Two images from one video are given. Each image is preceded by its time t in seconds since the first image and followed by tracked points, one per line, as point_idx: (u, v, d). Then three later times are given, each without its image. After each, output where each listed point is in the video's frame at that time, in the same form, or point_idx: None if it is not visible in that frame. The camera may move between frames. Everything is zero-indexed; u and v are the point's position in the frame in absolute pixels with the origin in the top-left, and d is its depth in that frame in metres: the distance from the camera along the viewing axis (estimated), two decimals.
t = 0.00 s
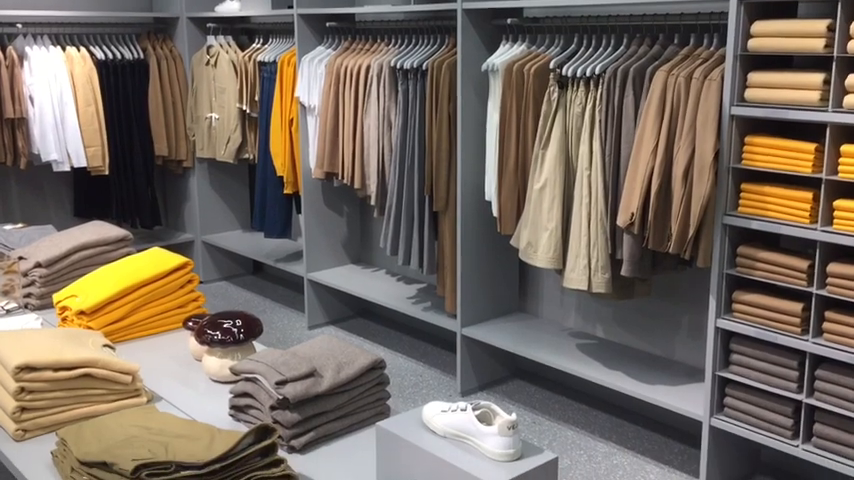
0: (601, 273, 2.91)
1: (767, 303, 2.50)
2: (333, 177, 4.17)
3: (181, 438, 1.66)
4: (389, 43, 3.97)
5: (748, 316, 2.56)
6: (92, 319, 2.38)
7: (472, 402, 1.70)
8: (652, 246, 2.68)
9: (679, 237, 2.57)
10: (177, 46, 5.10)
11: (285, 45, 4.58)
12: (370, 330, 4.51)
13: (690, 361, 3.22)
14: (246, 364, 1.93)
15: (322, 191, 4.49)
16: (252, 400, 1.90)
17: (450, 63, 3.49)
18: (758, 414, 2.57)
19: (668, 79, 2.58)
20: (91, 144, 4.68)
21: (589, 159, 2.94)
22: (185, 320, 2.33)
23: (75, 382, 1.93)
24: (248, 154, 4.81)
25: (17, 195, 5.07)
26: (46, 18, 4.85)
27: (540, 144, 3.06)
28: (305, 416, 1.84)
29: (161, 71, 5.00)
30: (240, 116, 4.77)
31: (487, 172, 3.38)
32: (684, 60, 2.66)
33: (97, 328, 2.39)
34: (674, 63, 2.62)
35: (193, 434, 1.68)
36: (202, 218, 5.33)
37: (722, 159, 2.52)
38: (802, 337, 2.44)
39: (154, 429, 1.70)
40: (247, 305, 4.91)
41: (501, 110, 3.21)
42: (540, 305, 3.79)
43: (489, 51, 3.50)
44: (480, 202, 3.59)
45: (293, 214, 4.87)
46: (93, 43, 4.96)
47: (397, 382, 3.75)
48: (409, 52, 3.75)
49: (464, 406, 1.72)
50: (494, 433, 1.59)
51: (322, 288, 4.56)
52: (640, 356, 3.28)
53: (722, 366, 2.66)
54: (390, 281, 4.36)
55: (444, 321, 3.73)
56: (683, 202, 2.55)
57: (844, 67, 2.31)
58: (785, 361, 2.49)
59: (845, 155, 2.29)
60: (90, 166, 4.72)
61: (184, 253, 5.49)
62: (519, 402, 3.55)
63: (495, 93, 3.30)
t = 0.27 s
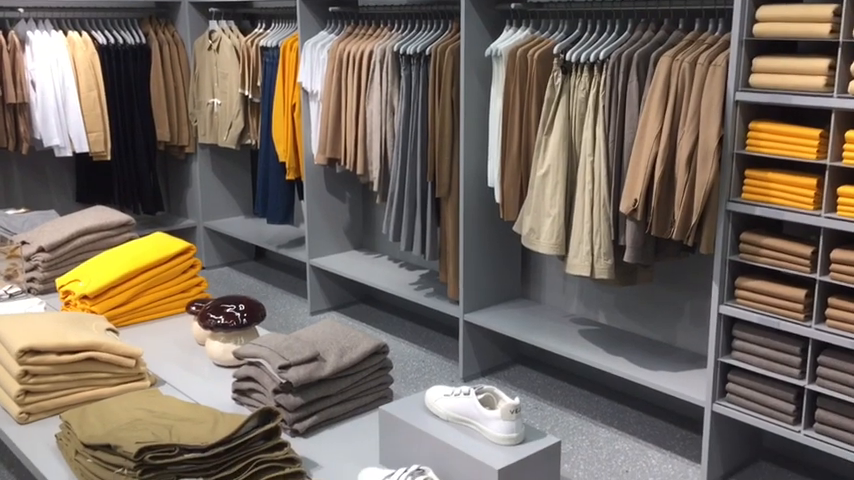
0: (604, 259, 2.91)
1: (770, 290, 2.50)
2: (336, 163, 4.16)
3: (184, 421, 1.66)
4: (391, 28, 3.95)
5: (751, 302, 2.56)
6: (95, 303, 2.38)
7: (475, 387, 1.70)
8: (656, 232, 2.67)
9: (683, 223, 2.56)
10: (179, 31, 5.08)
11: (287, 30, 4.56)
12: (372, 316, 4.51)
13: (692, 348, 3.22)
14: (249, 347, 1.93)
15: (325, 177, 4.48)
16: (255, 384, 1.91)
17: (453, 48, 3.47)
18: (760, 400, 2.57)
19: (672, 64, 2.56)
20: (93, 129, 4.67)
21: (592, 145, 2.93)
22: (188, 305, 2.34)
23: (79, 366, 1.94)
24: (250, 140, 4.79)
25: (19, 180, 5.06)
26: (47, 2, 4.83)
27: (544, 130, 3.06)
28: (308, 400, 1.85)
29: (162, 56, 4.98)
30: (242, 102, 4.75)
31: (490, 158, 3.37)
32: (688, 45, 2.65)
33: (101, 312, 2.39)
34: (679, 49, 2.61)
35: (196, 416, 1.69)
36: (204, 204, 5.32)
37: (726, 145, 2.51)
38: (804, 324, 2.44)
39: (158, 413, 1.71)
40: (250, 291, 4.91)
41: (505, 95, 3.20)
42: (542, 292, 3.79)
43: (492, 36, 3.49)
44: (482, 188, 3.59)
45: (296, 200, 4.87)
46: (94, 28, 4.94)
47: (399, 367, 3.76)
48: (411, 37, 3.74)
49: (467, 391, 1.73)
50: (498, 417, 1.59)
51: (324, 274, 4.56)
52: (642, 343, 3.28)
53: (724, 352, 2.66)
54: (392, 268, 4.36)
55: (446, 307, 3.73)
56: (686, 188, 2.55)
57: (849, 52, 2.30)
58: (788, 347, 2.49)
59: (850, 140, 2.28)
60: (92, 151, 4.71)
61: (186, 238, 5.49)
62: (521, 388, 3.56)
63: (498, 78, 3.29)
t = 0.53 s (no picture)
0: (608, 245, 2.91)
1: (774, 275, 2.49)
2: (339, 148, 4.15)
3: (188, 404, 1.67)
4: (395, 13, 3.94)
5: (755, 287, 2.55)
6: (99, 287, 2.39)
7: (479, 370, 1.70)
8: (659, 217, 2.67)
9: (687, 208, 2.56)
10: (182, 16, 5.07)
11: (290, 14, 4.54)
12: (376, 301, 4.52)
13: (695, 333, 3.22)
14: (253, 331, 1.94)
15: (328, 162, 4.48)
16: (259, 368, 1.91)
17: (457, 33, 3.46)
18: (763, 385, 2.58)
19: (677, 48, 2.55)
20: (96, 113, 4.66)
21: (596, 129, 2.92)
22: (192, 289, 2.34)
23: (83, 349, 1.94)
24: (253, 125, 4.78)
25: (22, 165, 5.06)
26: None
27: (547, 115, 3.05)
28: (312, 384, 1.85)
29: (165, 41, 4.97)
30: (245, 87, 4.74)
31: (494, 143, 3.36)
32: (693, 29, 2.63)
33: (104, 296, 2.40)
34: (684, 33, 2.59)
35: (200, 400, 1.69)
36: (207, 189, 5.32)
37: (731, 129, 2.50)
38: (808, 308, 2.44)
39: (162, 396, 1.71)
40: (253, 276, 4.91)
41: (508, 80, 3.19)
42: (546, 277, 3.79)
43: (496, 21, 3.47)
44: (485, 173, 3.58)
45: (299, 186, 4.86)
46: (96, 12, 4.92)
47: (402, 352, 3.77)
48: (415, 21, 3.72)
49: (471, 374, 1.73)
50: (501, 400, 1.59)
51: (327, 259, 4.57)
52: (645, 328, 3.28)
53: (727, 337, 2.66)
54: (395, 253, 4.36)
55: (449, 293, 3.74)
56: (690, 173, 2.54)
57: None
58: (791, 332, 2.49)
59: None
60: (95, 136, 4.70)
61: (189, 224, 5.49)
62: (524, 373, 3.56)
63: (502, 63, 3.27)
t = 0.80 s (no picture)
0: (609, 230, 2.91)
1: (776, 259, 2.49)
2: (341, 134, 4.14)
3: (191, 388, 1.67)
4: None
5: (757, 272, 2.55)
6: (102, 273, 2.39)
7: (480, 354, 1.71)
8: (661, 202, 2.66)
9: (689, 193, 2.55)
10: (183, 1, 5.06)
11: None
12: (377, 287, 4.52)
13: (697, 318, 3.22)
14: (255, 316, 1.94)
15: (330, 148, 4.47)
16: (261, 352, 1.92)
17: (459, 17, 3.44)
18: (764, 369, 2.58)
19: (680, 32, 2.54)
20: (97, 99, 4.65)
21: (599, 114, 2.91)
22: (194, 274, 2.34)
23: (85, 334, 1.95)
24: (255, 110, 4.77)
25: (24, 151, 5.06)
26: None
27: (550, 100, 3.04)
28: (314, 368, 1.86)
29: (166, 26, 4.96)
30: (247, 72, 4.72)
31: (496, 128, 3.35)
32: (697, 13, 2.62)
33: (107, 281, 2.40)
34: (687, 17, 2.58)
35: (202, 384, 1.70)
36: (209, 175, 5.32)
37: (734, 114, 2.49)
38: (810, 293, 2.44)
39: (165, 380, 1.72)
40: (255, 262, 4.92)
41: (510, 64, 3.18)
42: (547, 263, 3.79)
43: (498, 5, 3.45)
44: (487, 158, 3.57)
45: (301, 171, 4.86)
46: None
47: (404, 337, 3.77)
48: (417, 6, 3.71)
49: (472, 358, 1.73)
50: (503, 384, 1.60)
51: (329, 244, 4.57)
52: (647, 313, 3.29)
53: (729, 322, 2.66)
54: (397, 238, 4.36)
55: (451, 278, 3.74)
56: (693, 157, 2.53)
57: None
58: (793, 317, 2.49)
59: None
60: (96, 122, 4.69)
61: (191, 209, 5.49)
62: (525, 358, 3.57)
63: (504, 47, 3.26)
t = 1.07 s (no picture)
0: (611, 215, 2.90)
1: (778, 244, 2.49)
2: (342, 120, 4.13)
3: (192, 373, 1.68)
4: None
5: (758, 257, 2.55)
6: (103, 258, 2.39)
7: (481, 339, 1.71)
8: (663, 187, 2.66)
9: (691, 177, 2.55)
10: None
11: None
12: (379, 272, 4.52)
13: (699, 303, 3.22)
14: (256, 301, 1.94)
15: (331, 133, 4.46)
16: (262, 337, 1.92)
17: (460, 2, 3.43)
18: (766, 354, 2.58)
19: (683, 16, 2.52)
20: (98, 85, 4.64)
21: (600, 99, 2.90)
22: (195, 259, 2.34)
23: (86, 319, 1.95)
24: (256, 96, 4.75)
25: (25, 138, 5.05)
26: None
27: (551, 85, 3.03)
28: (315, 352, 1.86)
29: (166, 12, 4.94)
30: (247, 58, 4.70)
31: (497, 113, 3.34)
32: None
33: (108, 267, 2.40)
34: (690, 0, 2.56)
35: (204, 369, 1.70)
36: (211, 161, 5.31)
37: (736, 98, 2.48)
38: (811, 278, 2.44)
39: (166, 365, 1.72)
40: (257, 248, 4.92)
41: (512, 49, 3.16)
42: (549, 248, 3.79)
43: None
44: (489, 144, 3.56)
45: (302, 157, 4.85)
46: None
47: (406, 323, 3.78)
48: None
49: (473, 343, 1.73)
50: (503, 368, 1.60)
51: (330, 230, 4.57)
52: (648, 298, 3.29)
53: (730, 307, 2.66)
54: (398, 224, 4.35)
55: (453, 264, 3.74)
56: (695, 142, 2.52)
57: None
58: (794, 301, 2.49)
59: None
60: (97, 108, 4.68)
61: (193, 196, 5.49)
62: (527, 343, 3.58)
63: (506, 32, 3.24)
